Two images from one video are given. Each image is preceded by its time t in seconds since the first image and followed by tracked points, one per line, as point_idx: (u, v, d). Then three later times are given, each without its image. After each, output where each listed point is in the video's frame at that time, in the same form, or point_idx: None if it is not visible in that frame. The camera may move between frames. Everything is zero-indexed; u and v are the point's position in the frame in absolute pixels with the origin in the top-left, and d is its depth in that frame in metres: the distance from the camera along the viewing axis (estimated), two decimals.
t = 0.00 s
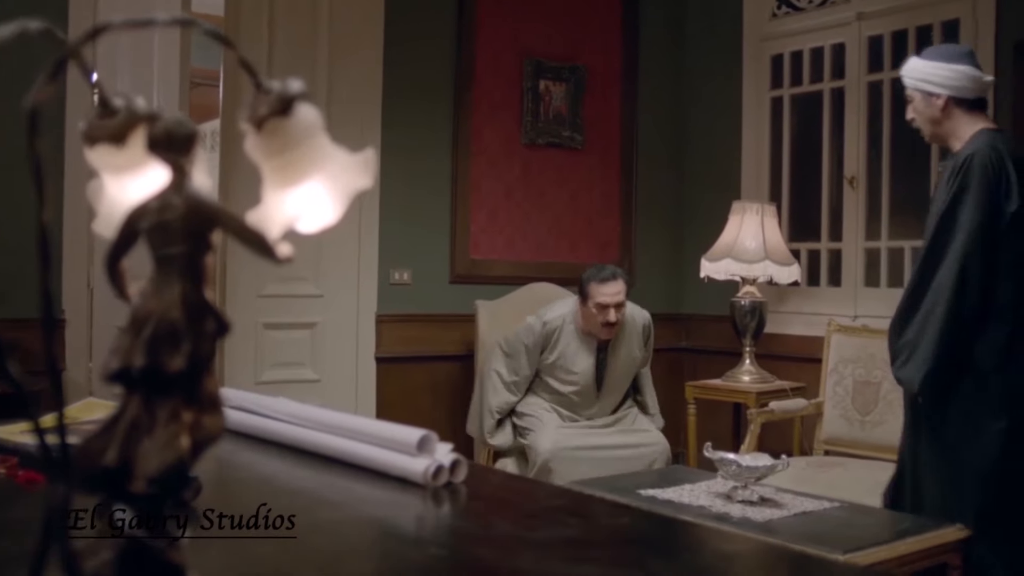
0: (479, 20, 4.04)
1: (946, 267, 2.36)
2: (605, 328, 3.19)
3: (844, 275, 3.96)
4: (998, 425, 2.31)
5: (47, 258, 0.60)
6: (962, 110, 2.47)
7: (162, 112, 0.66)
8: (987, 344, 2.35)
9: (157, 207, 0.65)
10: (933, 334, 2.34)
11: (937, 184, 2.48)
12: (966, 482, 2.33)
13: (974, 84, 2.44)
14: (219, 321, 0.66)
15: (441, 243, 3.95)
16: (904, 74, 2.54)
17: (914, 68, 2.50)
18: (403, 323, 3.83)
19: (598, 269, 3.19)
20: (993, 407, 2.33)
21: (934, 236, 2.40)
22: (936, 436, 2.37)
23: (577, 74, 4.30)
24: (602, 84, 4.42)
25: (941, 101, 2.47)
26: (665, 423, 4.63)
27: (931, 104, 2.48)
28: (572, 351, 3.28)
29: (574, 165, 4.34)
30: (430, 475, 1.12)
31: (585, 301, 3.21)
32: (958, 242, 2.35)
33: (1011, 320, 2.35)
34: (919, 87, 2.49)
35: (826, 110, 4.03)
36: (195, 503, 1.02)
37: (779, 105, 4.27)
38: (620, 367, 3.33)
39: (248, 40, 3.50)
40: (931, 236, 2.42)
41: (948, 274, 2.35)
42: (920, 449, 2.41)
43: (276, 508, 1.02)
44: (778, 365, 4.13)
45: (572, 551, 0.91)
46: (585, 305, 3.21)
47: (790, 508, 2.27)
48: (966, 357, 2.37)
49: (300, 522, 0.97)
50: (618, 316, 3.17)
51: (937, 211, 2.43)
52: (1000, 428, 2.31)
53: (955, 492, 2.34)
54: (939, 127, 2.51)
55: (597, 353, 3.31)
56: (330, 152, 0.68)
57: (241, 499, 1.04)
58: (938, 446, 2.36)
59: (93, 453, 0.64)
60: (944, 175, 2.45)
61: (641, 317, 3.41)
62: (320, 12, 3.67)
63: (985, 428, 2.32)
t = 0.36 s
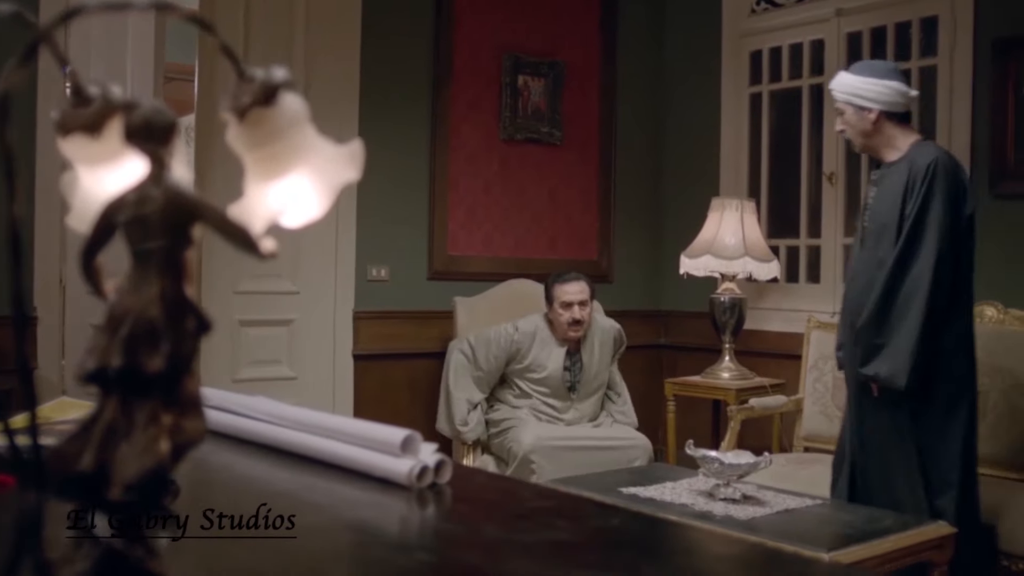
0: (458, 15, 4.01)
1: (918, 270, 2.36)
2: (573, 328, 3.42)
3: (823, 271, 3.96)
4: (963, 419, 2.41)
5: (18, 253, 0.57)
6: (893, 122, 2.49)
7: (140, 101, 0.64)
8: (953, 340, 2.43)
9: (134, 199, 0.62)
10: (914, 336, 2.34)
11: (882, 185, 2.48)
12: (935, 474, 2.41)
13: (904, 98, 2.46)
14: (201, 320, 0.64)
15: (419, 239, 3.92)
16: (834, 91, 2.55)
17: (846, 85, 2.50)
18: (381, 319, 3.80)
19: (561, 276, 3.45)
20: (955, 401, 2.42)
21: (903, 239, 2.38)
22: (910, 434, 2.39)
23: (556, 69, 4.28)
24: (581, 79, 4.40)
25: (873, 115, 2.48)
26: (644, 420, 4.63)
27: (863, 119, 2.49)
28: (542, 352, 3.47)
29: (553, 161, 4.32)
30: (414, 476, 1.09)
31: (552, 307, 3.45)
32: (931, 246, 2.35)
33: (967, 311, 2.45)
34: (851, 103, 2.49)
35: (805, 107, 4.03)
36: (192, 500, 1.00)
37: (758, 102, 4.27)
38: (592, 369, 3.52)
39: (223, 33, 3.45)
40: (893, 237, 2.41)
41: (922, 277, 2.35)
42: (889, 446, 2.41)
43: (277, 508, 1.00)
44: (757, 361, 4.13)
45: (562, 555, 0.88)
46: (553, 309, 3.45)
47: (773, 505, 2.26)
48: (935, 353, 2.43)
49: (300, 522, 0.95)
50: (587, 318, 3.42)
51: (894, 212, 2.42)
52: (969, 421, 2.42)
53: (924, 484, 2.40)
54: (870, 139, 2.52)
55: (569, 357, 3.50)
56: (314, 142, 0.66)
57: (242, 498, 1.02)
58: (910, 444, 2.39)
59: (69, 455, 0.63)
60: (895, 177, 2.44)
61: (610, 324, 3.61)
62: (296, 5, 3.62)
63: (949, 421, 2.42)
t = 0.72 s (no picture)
0: (443, 7, 3.97)
1: (881, 254, 2.41)
2: (547, 310, 3.50)
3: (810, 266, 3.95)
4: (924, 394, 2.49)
5: None
6: (820, 126, 2.55)
7: (127, 88, 0.61)
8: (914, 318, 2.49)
9: (121, 190, 0.59)
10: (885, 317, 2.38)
11: (829, 178, 2.52)
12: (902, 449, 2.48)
13: (827, 103, 2.52)
14: (191, 316, 0.61)
15: (404, 234, 3.89)
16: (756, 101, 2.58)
17: (769, 94, 2.53)
18: (366, 315, 3.78)
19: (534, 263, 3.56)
20: (914, 376, 2.50)
21: (863, 225, 2.42)
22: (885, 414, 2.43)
23: (542, 62, 4.24)
24: (567, 73, 4.37)
25: (801, 121, 2.52)
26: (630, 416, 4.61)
27: (791, 125, 2.53)
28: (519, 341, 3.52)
29: (539, 155, 4.29)
30: (407, 476, 1.07)
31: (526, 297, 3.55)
32: (890, 229, 2.40)
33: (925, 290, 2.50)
34: (777, 111, 2.52)
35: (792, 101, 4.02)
36: (190, 499, 0.98)
37: (745, 96, 4.25)
38: (571, 362, 3.57)
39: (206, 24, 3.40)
40: (851, 225, 2.46)
41: (886, 260, 2.40)
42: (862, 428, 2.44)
43: (277, 508, 0.98)
44: (744, 356, 4.12)
45: (564, 558, 0.86)
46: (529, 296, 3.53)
47: (764, 502, 2.25)
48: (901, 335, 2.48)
49: (300, 522, 0.93)
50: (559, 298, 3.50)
51: (848, 202, 2.46)
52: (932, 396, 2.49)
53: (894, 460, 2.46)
54: (800, 144, 2.56)
55: (547, 349, 3.55)
56: (308, 131, 0.63)
57: (242, 498, 1.00)
58: (885, 424, 2.43)
59: (51, 460, 0.61)
60: (842, 169, 2.49)
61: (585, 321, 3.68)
62: None
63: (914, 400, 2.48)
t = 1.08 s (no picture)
0: None
1: (871, 256, 2.40)
2: (527, 301, 3.59)
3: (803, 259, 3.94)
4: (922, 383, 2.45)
5: None
6: (792, 132, 2.48)
7: (120, 71, 0.58)
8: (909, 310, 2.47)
9: (114, 178, 0.57)
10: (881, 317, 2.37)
11: (805, 184, 2.49)
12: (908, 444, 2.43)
13: (798, 108, 2.44)
14: (188, 311, 0.59)
15: (394, 226, 3.86)
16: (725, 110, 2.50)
17: (736, 104, 2.46)
18: (357, 307, 3.75)
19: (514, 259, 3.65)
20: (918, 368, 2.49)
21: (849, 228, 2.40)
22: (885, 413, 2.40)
23: (533, 54, 4.21)
24: (558, 64, 4.34)
25: (771, 130, 2.45)
26: (621, 409, 4.59)
27: (761, 135, 2.46)
28: (503, 334, 3.58)
29: (530, 147, 4.26)
30: (405, 473, 1.04)
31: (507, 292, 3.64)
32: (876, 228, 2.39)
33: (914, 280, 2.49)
34: (747, 121, 2.45)
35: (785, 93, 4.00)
36: (187, 498, 0.96)
37: (736, 88, 4.24)
38: (556, 353, 3.61)
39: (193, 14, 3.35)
40: (836, 228, 2.43)
41: (878, 259, 2.39)
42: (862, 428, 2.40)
43: (277, 508, 0.95)
44: (736, 349, 4.10)
45: (569, 560, 0.83)
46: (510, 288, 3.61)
47: (760, 496, 2.23)
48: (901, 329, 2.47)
49: (301, 523, 0.90)
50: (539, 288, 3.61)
51: (830, 207, 2.43)
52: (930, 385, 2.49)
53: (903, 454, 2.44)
54: (773, 151, 2.50)
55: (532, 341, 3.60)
56: (308, 118, 0.60)
57: (238, 496, 0.97)
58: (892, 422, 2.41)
59: (42, 462, 0.59)
60: (817, 175, 2.45)
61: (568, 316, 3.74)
62: None
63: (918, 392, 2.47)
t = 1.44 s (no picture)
0: None
1: (868, 313, 2.33)
2: (520, 295, 3.61)
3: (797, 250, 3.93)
4: (928, 382, 2.33)
5: None
6: (780, 181, 2.30)
7: (113, 53, 0.56)
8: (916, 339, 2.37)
9: (108, 163, 0.54)
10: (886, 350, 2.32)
11: (794, 237, 2.32)
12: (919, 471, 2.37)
13: (784, 157, 2.28)
14: (187, 304, 0.56)
15: (386, 217, 3.83)
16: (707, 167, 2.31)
17: (720, 160, 2.27)
18: (347, 298, 3.72)
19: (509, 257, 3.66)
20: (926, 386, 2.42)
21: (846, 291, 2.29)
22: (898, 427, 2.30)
23: (525, 43, 4.18)
24: (551, 54, 4.31)
25: (761, 182, 2.27)
26: (614, 400, 4.57)
27: (751, 187, 2.29)
28: (496, 325, 3.58)
29: (522, 138, 4.24)
30: (405, 468, 1.02)
31: (501, 286, 3.65)
32: (873, 286, 2.31)
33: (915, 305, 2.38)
34: (736, 176, 2.27)
35: (778, 83, 3.98)
36: (185, 495, 0.93)
37: (730, 78, 4.22)
38: (548, 345, 3.60)
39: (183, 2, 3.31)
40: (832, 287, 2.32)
41: (876, 315, 2.33)
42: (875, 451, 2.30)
43: (277, 506, 0.92)
44: (729, 341, 4.09)
45: (578, 557, 0.81)
46: (504, 283, 3.63)
47: (757, 489, 2.21)
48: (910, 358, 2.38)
49: (299, 523, 0.87)
50: (531, 283, 3.62)
51: (826, 260, 2.29)
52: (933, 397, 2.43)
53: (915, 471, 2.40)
54: (762, 203, 2.32)
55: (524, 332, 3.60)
56: (312, 100, 0.57)
57: (236, 494, 0.95)
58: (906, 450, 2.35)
59: (34, 464, 0.57)
60: (807, 229, 2.29)
61: (560, 312, 3.75)
62: None
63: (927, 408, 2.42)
